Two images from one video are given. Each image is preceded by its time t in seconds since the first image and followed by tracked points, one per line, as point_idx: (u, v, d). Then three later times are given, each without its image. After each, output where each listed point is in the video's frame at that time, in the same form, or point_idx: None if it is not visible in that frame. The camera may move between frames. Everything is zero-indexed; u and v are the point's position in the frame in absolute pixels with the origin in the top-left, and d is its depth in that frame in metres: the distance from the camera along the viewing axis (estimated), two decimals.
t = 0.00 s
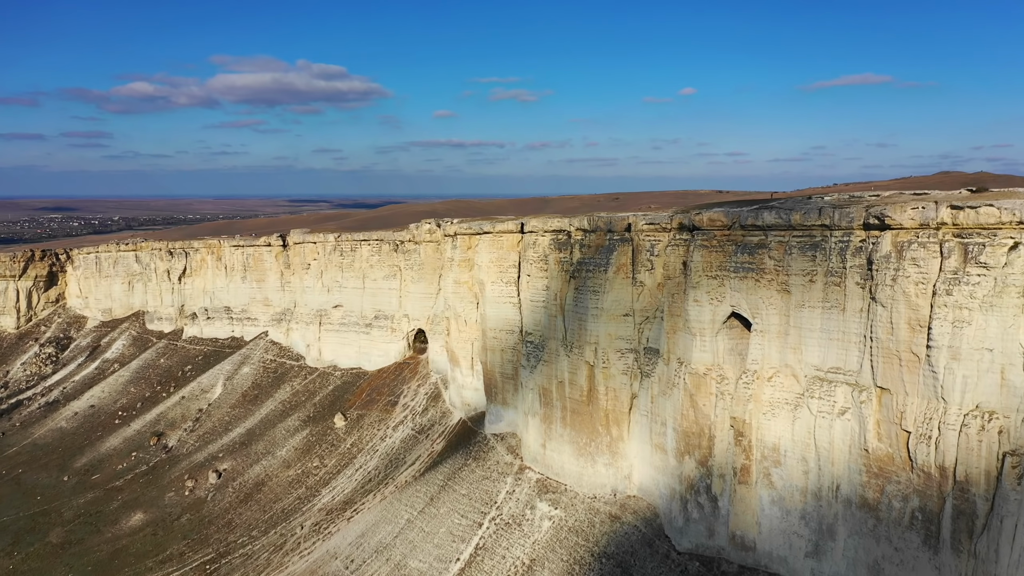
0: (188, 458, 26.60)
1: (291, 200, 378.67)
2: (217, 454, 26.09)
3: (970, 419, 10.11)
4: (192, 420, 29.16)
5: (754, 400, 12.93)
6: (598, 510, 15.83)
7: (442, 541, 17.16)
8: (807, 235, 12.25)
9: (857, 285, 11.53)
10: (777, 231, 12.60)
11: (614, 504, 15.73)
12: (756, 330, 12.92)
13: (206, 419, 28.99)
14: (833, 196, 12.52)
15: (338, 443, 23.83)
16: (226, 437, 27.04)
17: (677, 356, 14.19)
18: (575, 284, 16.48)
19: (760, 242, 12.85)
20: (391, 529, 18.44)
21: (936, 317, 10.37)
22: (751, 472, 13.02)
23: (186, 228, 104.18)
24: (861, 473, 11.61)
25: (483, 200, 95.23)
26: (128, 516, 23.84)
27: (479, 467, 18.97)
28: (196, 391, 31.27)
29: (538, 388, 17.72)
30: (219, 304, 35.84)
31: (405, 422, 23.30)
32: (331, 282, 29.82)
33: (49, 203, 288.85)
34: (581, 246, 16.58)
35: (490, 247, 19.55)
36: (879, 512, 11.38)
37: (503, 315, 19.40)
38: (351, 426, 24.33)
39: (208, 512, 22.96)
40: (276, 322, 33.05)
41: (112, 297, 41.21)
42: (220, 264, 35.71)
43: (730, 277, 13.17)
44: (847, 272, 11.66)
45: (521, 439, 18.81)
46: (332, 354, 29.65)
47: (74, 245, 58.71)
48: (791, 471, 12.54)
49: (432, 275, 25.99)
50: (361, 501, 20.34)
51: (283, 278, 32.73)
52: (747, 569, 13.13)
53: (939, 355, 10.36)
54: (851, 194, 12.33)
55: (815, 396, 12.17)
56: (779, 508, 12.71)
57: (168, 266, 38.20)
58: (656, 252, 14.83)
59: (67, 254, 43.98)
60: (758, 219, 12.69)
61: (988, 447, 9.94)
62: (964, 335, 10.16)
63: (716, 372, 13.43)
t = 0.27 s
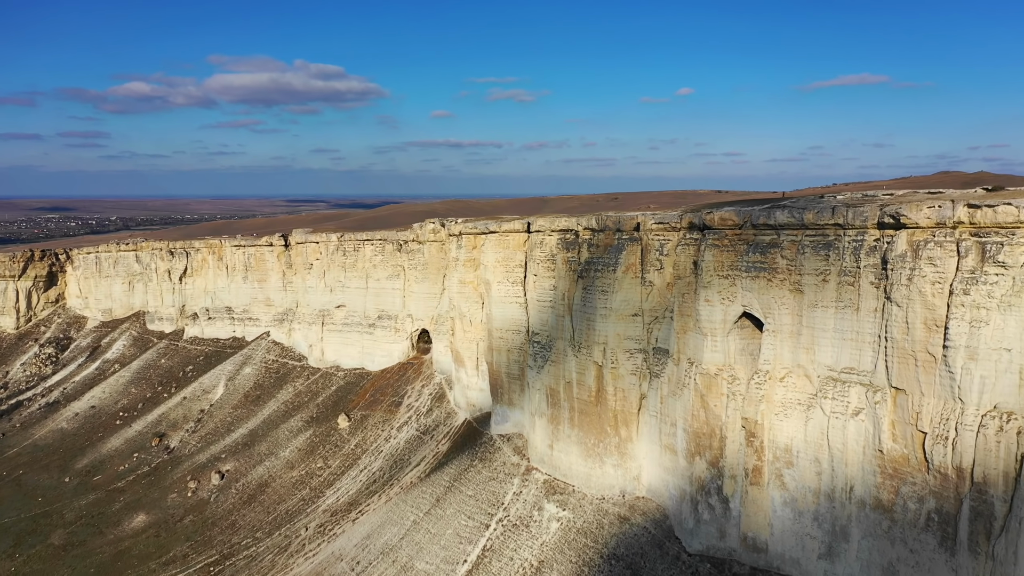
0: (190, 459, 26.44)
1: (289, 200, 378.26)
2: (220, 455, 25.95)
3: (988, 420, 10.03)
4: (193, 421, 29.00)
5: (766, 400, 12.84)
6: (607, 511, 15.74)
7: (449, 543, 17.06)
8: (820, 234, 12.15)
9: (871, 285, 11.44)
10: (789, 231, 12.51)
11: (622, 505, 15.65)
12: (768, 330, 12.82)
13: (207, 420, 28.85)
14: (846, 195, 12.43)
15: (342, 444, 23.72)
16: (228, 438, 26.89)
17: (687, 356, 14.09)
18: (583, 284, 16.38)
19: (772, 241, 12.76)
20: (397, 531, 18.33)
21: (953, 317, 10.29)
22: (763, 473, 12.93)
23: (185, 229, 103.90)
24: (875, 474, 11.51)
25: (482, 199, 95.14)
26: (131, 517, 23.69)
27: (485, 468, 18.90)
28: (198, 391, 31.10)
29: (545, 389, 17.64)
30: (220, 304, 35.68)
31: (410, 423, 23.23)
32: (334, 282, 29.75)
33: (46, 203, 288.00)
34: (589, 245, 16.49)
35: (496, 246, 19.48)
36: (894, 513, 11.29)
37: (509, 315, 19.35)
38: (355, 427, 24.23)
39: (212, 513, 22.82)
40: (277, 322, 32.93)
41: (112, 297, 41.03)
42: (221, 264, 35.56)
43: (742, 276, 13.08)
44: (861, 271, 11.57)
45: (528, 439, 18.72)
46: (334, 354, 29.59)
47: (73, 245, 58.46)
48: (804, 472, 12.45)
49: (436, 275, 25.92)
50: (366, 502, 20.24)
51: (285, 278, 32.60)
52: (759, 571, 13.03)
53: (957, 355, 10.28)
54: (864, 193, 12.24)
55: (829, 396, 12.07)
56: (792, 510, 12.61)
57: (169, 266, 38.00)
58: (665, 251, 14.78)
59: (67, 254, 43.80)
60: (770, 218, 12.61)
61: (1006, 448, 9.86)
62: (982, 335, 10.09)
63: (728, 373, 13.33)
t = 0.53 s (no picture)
0: (192, 460, 26.29)
1: (286, 200, 377.93)
2: (222, 456, 25.80)
3: (1006, 421, 9.96)
4: (195, 422, 28.85)
5: (778, 400, 12.74)
6: (615, 512, 15.67)
7: (456, 544, 16.98)
8: (833, 234, 12.07)
9: (886, 284, 11.35)
10: (801, 230, 12.42)
11: (631, 506, 15.59)
12: (780, 329, 12.73)
13: (209, 420, 28.70)
14: (859, 194, 12.35)
15: (346, 445, 23.62)
16: (231, 439, 26.73)
17: (698, 356, 14.01)
18: (591, 283, 16.28)
19: (784, 240, 12.68)
20: (403, 532, 18.23)
21: (970, 316, 10.22)
22: (775, 473, 12.84)
23: (183, 229, 103.57)
24: (890, 474, 11.42)
25: (480, 199, 95.06)
26: (133, 519, 23.53)
27: (491, 468, 18.85)
28: (199, 391, 30.94)
29: (552, 389, 17.57)
30: (221, 304, 35.52)
31: (414, 423, 23.17)
32: (337, 282, 29.70)
33: (43, 203, 287.12)
34: (597, 245, 16.42)
35: (503, 246, 19.41)
36: (908, 514, 11.21)
37: (515, 315, 19.33)
38: (359, 428, 24.14)
39: (215, 514, 22.67)
40: (279, 322, 32.81)
41: (112, 298, 40.83)
42: (222, 264, 35.40)
43: (753, 276, 13.00)
44: (875, 270, 11.48)
45: (535, 440, 18.69)
46: (337, 354, 29.55)
47: (71, 245, 58.18)
48: (817, 473, 12.36)
49: (440, 274, 25.90)
50: (371, 503, 20.14)
51: (286, 278, 32.48)
52: (771, 573, 12.95)
53: (974, 355, 10.21)
54: (876, 192, 12.16)
55: (842, 396, 11.98)
56: (804, 511, 12.53)
57: (169, 266, 37.81)
58: (675, 251, 14.73)
59: (67, 254, 43.59)
60: (782, 217, 12.53)
61: None
62: (999, 335, 10.02)
63: (739, 373, 13.26)
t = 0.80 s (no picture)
0: (194, 461, 26.14)
1: (284, 200, 377.39)
2: (225, 456, 25.66)
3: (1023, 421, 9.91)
4: (197, 422, 28.70)
5: (790, 400, 12.67)
6: (624, 513, 15.68)
7: (463, 545, 16.96)
8: (845, 232, 11.98)
9: (899, 284, 11.28)
10: (814, 229, 12.34)
11: (640, 507, 15.58)
12: (792, 329, 12.66)
13: (211, 421, 28.54)
14: (871, 192, 12.26)
15: (349, 445, 23.55)
16: (233, 439, 26.59)
17: (708, 356, 13.94)
18: (600, 283, 16.21)
19: (796, 239, 12.59)
20: (409, 533, 18.21)
21: (987, 315, 10.16)
22: (787, 474, 12.79)
23: (180, 229, 103.24)
24: (904, 475, 11.36)
25: (479, 198, 94.95)
26: (135, 520, 23.39)
27: (498, 469, 18.86)
28: (200, 392, 30.78)
29: (560, 389, 17.60)
30: (222, 304, 35.36)
31: (418, 423, 23.16)
32: (339, 281, 29.66)
33: (40, 202, 286.15)
34: (605, 244, 16.37)
35: (509, 245, 19.42)
36: (923, 515, 11.14)
37: (521, 314, 19.38)
38: (363, 428, 24.09)
39: (218, 516, 22.55)
40: (281, 322, 32.68)
41: (111, 298, 40.63)
42: (223, 264, 35.23)
43: (764, 275, 12.92)
44: (888, 269, 11.39)
45: (541, 441, 18.74)
46: (339, 354, 29.50)
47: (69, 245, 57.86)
48: (829, 473, 12.30)
49: (444, 274, 25.92)
50: (376, 504, 20.08)
51: (288, 278, 32.36)
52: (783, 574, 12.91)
53: (991, 355, 10.15)
54: (889, 190, 12.08)
55: (855, 396, 11.90)
56: (816, 512, 12.48)
57: (169, 266, 37.60)
58: (683, 250, 14.68)
59: (66, 253, 43.36)
60: (794, 216, 12.44)
61: None
62: (1017, 334, 9.98)
63: (750, 373, 13.21)
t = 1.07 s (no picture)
0: (196, 461, 25.99)
1: (282, 200, 376.80)
2: (227, 457, 25.52)
3: None
4: (198, 423, 28.54)
5: (802, 400, 12.60)
6: (632, 514, 15.68)
7: (469, 546, 16.91)
8: (858, 231, 11.89)
9: (913, 283, 11.20)
10: (826, 227, 12.24)
11: (649, 507, 15.58)
12: (804, 329, 12.60)
13: (213, 421, 28.38)
14: (883, 191, 12.17)
15: (353, 446, 23.47)
16: (234, 440, 26.44)
17: (719, 356, 13.89)
18: (608, 282, 16.17)
19: (808, 238, 12.51)
20: (414, 534, 18.19)
21: (1004, 315, 10.10)
22: (799, 474, 12.74)
23: (178, 229, 102.89)
24: (918, 475, 11.30)
25: (477, 198, 94.79)
26: (137, 521, 23.24)
27: (504, 470, 18.87)
28: (201, 392, 30.61)
29: (567, 389, 17.68)
30: (222, 304, 35.19)
31: (423, 424, 23.16)
32: (341, 281, 29.60)
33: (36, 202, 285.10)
34: (612, 243, 16.33)
35: (514, 245, 19.56)
36: (937, 516, 11.09)
37: (527, 314, 19.49)
38: (366, 428, 24.03)
39: (221, 516, 22.41)
40: (282, 322, 32.54)
41: (111, 298, 40.42)
42: (224, 264, 35.06)
43: (776, 274, 12.85)
44: (902, 268, 11.32)
45: (548, 441, 18.79)
46: (342, 354, 29.43)
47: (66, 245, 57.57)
48: (841, 474, 12.24)
49: (448, 273, 25.94)
50: (380, 504, 20.02)
51: (289, 278, 32.23)
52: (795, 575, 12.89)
53: (1007, 354, 10.09)
54: (902, 189, 12.00)
55: (868, 396, 11.83)
56: (829, 513, 12.43)
57: (169, 266, 37.39)
58: (692, 249, 14.70)
59: (65, 253, 43.13)
60: (806, 215, 12.36)
61: None
62: None
63: (761, 373, 13.17)
